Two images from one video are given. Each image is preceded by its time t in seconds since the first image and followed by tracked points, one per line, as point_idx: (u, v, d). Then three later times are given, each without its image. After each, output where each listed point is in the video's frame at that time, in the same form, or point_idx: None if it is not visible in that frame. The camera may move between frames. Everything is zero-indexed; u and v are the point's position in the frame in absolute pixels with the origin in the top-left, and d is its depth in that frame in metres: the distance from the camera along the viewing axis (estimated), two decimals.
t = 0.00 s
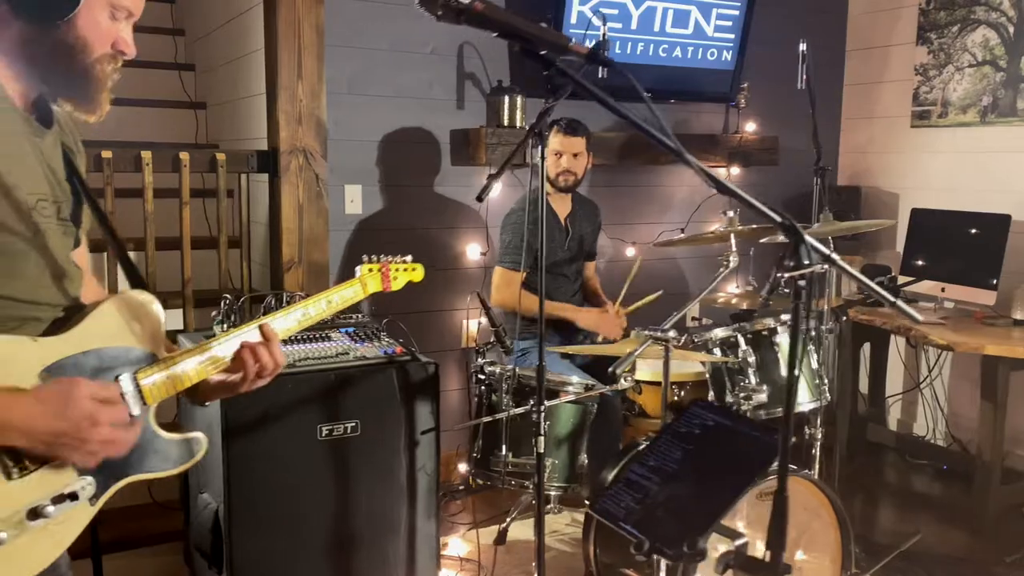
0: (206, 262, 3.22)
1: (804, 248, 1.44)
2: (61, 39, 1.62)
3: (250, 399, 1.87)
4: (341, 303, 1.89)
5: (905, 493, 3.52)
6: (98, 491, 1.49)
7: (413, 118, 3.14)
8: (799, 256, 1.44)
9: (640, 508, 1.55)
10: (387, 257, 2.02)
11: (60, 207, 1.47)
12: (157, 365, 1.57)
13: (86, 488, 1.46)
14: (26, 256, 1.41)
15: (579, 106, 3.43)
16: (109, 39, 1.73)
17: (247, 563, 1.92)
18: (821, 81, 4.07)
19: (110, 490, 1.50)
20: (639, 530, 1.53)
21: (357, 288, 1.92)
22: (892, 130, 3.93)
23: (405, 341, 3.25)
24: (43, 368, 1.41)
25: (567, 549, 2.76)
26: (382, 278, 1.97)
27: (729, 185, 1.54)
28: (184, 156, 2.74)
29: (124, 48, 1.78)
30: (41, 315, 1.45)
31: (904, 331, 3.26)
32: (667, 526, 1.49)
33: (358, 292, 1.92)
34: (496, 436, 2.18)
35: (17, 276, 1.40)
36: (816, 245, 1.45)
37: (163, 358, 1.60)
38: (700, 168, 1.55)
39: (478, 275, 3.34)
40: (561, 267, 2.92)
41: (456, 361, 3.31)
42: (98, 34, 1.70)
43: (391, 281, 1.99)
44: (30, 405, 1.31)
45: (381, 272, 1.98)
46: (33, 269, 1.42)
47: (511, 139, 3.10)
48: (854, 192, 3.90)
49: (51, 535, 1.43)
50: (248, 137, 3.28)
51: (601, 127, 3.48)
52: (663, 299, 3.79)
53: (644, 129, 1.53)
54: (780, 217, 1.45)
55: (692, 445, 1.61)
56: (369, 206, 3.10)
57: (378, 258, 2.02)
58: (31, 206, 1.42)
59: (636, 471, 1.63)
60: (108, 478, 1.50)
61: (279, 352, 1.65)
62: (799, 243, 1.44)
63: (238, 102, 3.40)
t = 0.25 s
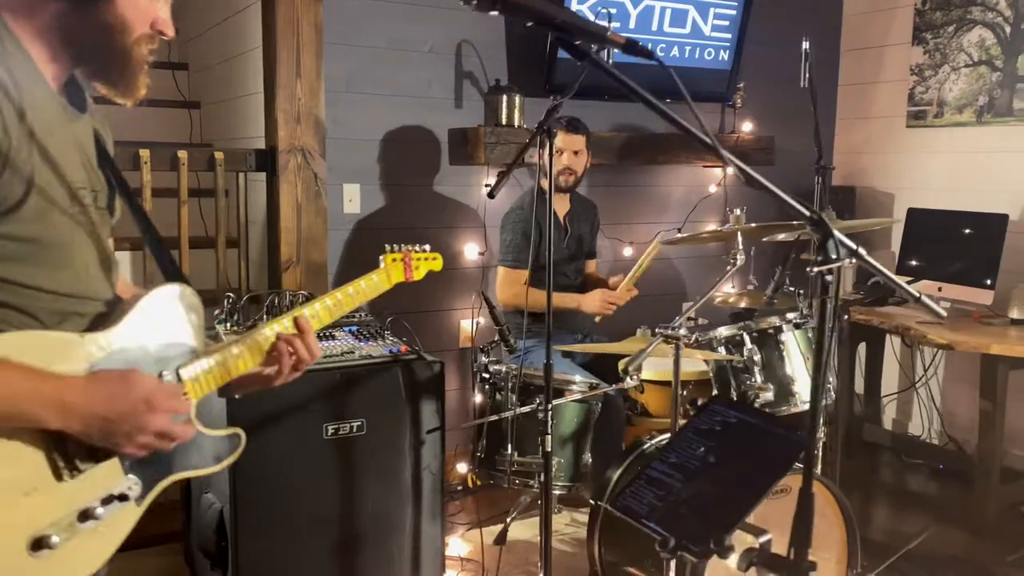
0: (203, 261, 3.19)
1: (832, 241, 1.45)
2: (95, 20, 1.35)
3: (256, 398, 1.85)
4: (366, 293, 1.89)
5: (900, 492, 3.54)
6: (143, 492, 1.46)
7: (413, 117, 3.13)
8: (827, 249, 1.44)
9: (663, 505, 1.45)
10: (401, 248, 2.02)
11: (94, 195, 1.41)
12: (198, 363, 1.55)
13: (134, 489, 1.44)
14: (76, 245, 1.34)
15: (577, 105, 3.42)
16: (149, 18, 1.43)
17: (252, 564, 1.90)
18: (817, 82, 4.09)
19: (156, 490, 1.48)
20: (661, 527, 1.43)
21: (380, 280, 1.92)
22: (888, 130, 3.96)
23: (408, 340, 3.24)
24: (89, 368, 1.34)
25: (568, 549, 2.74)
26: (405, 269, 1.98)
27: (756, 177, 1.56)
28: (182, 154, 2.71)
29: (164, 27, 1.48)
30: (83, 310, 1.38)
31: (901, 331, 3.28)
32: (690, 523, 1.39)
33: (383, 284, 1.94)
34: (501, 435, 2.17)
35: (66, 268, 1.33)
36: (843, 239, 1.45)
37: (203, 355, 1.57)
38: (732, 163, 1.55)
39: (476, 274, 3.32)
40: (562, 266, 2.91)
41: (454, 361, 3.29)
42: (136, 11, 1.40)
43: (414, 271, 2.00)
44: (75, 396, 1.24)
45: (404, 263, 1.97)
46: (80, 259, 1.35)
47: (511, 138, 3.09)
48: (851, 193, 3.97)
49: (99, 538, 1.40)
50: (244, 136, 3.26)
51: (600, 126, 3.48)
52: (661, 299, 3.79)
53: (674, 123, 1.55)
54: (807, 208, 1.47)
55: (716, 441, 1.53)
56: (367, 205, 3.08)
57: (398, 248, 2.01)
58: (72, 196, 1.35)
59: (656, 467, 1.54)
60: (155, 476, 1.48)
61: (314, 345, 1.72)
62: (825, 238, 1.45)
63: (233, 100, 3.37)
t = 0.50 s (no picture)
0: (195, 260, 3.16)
1: (848, 237, 1.46)
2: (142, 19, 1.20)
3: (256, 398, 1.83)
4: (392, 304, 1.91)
5: (892, 488, 3.55)
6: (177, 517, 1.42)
7: (408, 114, 3.10)
8: (843, 245, 1.46)
9: (677, 504, 1.45)
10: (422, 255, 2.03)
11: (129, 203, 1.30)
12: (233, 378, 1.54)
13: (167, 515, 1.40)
14: (116, 263, 1.26)
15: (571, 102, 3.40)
16: (201, 24, 1.26)
17: (251, 565, 1.88)
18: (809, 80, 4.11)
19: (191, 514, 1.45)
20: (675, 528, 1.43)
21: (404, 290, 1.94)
22: (879, 128, 3.97)
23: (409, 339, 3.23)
24: (124, 386, 1.34)
25: (565, 548, 2.73)
26: (427, 277, 2.00)
27: (775, 171, 1.52)
28: (174, 152, 2.68)
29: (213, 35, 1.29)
30: (118, 325, 1.34)
31: (894, 329, 3.29)
32: (703, 521, 1.40)
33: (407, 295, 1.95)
34: (501, 434, 2.15)
35: (104, 284, 1.25)
36: (859, 235, 1.47)
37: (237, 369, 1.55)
38: (751, 156, 1.52)
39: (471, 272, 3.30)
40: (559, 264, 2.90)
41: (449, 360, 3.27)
42: (189, 16, 1.23)
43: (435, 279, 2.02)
44: (120, 434, 1.17)
45: (426, 271, 2.00)
46: (114, 275, 1.26)
47: (508, 137, 3.09)
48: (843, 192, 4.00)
49: (134, 565, 1.36)
50: (237, 134, 3.23)
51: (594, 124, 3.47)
52: (655, 297, 3.78)
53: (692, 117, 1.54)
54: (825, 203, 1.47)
55: (729, 439, 1.52)
56: (362, 202, 3.05)
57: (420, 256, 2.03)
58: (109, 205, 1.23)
59: (668, 466, 1.54)
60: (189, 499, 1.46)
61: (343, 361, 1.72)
62: (841, 235, 1.46)
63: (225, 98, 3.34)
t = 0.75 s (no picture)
0: (180, 260, 3.12)
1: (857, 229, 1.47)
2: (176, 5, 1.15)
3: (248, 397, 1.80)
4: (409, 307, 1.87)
5: (880, 485, 3.56)
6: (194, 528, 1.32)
7: (396, 112, 3.08)
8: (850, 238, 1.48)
9: (682, 500, 1.43)
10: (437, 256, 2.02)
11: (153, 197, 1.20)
12: (255, 384, 1.46)
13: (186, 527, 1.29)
14: (140, 262, 1.15)
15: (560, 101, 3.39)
16: (231, 12, 1.23)
17: (242, 568, 1.84)
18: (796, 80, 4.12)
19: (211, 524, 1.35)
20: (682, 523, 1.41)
21: (421, 293, 1.92)
22: (866, 126, 3.98)
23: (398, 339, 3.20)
24: (147, 391, 1.22)
25: (557, 548, 2.71)
26: (444, 280, 1.98)
27: (783, 161, 1.49)
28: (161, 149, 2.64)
29: (242, 21, 1.27)
30: (138, 327, 1.23)
31: (883, 326, 3.30)
32: (710, 515, 1.38)
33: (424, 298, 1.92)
34: (495, 434, 2.13)
35: (127, 285, 1.15)
36: (867, 227, 1.48)
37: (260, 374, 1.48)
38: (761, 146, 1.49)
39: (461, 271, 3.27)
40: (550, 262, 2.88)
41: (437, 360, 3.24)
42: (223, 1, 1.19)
43: (453, 282, 2.00)
44: (145, 451, 1.06)
45: (444, 275, 1.97)
46: (137, 277, 1.16)
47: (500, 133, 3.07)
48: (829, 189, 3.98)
49: None
50: (222, 132, 3.19)
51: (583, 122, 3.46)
52: (644, 295, 3.78)
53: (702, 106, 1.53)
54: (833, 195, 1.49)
55: (732, 434, 1.51)
56: (350, 200, 3.02)
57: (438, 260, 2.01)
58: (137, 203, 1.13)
59: (671, 461, 1.51)
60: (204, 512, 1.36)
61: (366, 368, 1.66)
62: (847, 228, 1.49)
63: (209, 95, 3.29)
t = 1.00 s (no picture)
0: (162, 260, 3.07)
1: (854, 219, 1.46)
2: None
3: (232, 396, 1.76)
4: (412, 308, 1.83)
5: (868, 482, 3.56)
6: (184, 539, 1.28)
7: (382, 109, 3.05)
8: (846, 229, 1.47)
9: (676, 495, 1.42)
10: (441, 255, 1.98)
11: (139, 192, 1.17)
12: (250, 389, 1.41)
13: (177, 538, 1.25)
14: (123, 259, 1.11)
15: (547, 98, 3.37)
16: None
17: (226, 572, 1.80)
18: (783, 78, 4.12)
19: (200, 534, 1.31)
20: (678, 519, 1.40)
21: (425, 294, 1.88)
22: (853, 125, 3.99)
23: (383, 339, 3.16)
24: (135, 397, 1.17)
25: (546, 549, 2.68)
26: (451, 282, 1.94)
27: (780, 148, 1.46)
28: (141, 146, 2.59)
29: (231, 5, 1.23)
30: (121, 330, 1.19)
31: (870, 323, 3.30)
32: (705, 511, 1.37)
33: (429, 299, 1.89)
34: (484, 433, 2.10)
35: (110, 284, 1.11)
36: (863, 217, 1.47)
37: (257, 378, 1.43)
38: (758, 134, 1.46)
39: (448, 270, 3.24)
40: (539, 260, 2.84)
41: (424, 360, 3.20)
42: None
43: (459, 285, 1.96)
44: (137, 445, 1.02)
45: (451, 276, 1.94)
46: (120, 275, 1.12)
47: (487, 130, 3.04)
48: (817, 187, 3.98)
49: None
50: (205, 129, 3.14)
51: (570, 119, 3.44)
52: (632, 294, 3.76)
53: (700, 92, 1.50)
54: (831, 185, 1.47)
55: (727, 428, 1.48)
56: (335, 198, 2.98)
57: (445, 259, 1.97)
58: (120, 198, 1.10)
59: (665, 458, 1.50)
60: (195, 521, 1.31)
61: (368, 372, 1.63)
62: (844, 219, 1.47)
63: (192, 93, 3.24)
